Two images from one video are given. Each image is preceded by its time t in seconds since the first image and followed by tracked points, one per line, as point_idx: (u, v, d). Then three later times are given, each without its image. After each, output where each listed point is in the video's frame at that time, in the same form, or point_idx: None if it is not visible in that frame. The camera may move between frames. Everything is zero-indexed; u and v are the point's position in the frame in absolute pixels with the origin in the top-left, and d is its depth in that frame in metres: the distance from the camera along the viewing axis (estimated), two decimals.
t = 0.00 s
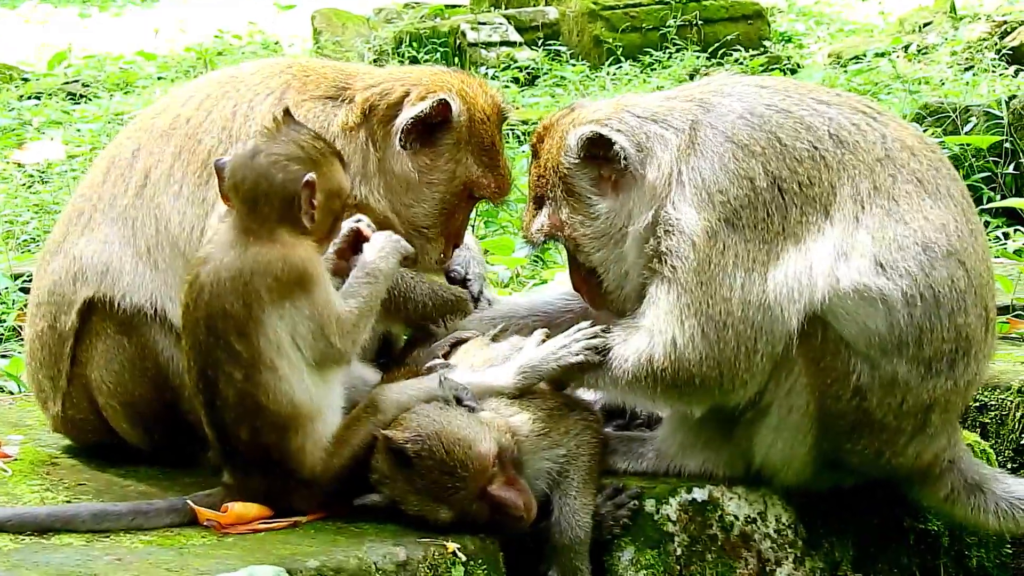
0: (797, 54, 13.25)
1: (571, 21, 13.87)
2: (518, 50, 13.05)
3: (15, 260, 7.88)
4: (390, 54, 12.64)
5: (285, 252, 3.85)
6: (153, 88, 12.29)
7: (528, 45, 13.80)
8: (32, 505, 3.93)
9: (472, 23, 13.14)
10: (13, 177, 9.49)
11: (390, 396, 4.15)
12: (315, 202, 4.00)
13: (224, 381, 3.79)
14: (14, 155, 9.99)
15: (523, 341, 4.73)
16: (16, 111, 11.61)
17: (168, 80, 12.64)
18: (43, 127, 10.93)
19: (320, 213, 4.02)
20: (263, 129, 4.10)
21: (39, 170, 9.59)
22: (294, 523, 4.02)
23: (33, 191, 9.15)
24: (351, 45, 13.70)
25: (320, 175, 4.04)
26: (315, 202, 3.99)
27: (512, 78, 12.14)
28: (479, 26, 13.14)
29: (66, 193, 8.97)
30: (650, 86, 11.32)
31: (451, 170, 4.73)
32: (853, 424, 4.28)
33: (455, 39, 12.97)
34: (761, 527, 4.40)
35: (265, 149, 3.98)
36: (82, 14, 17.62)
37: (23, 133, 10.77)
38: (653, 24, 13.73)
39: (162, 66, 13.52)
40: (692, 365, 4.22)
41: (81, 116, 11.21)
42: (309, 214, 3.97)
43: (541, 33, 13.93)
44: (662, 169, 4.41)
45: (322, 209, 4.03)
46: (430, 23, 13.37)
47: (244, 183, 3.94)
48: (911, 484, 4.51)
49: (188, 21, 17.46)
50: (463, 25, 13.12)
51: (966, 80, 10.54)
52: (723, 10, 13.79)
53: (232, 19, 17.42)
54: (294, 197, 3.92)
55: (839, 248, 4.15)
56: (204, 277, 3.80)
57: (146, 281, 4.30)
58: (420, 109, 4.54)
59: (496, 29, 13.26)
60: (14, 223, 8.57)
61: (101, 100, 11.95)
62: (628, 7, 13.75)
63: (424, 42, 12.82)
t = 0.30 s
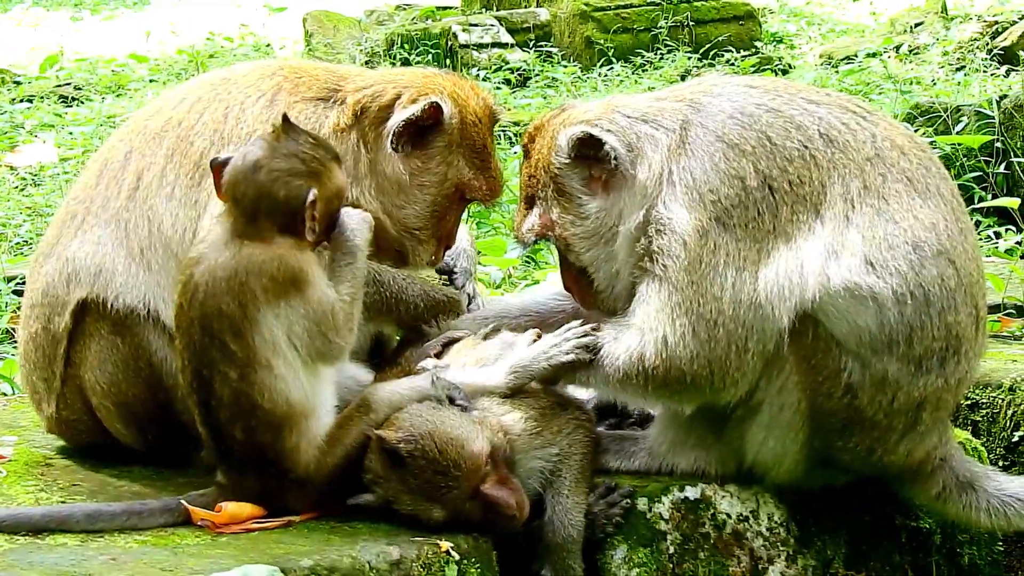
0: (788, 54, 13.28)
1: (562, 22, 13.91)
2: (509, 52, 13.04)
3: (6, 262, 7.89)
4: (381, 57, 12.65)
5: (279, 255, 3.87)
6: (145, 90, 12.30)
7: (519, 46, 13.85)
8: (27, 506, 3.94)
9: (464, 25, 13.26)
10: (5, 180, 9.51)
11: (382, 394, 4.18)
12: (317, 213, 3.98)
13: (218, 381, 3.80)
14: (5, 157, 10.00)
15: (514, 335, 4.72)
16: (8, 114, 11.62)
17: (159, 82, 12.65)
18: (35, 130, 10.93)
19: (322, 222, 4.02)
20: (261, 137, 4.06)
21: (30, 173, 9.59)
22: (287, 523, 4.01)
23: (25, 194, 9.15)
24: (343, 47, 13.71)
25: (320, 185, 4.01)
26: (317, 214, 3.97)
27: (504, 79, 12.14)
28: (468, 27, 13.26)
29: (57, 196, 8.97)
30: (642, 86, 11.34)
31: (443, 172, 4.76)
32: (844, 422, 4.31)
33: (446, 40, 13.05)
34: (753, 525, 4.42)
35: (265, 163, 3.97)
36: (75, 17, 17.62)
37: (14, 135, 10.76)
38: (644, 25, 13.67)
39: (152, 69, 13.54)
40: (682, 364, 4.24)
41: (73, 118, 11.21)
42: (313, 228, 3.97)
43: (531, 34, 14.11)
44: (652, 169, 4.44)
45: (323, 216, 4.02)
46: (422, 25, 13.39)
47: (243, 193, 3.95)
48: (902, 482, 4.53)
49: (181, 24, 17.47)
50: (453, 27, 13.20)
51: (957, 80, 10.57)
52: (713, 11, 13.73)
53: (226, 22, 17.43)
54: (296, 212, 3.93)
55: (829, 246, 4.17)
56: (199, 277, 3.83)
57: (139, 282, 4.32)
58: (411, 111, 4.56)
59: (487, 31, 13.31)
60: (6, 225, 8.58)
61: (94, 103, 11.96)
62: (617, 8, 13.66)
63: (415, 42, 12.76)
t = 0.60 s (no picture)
0: (782, 55, 13.31)
1: (555, 23, 13.93)
2: (503, 52, 13.22)
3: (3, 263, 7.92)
4: (376, 57, 12.67)
5: (279, 254, 3.91)
6: (142, 93, 12.35)
7: (514, 48, 13.89)
8: (29, 504, 3.97)
9: (457, 27, 13.20)
10: (2, 183, 9.56)
11: (383, 392, 4.20)
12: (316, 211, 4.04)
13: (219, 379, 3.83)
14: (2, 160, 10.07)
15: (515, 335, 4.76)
16: (4, 115, 11.67)
17: (157, 86, 12.70)
18: (32, 133, 10.98)
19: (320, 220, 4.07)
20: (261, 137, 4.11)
21: (28, 175, 9.62)
22: (288, 521, 4.02)
23: (22, 197, 9.19)
24: (336, 49, 13.75)
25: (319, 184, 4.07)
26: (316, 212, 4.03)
27: (499, 81, 12.17)
28: (462, 27, 13.23)
29: (55, 198, 9.00)
30: (639, 87, 11.36)
31: (440, 172, 4.80)
32: (843, 421, 4.30)
33: (441, 42, 13.08)
34: (752, 524, 4.43)
35: (265, 161, 4.02)
36: (70, 21, 17.69)
37: (12, 138, 10.81)
38: (637, 26, 13.76)
39: (150, 73, 13.59)
40: (665, 364, 4.29)
41: (70, 121, 11.26)
42: (311, 226, 4.02)
43: (525, 35, 14.14)
44: (646, 166, 4.48)
45: (322, 213, 4.08)
46: (417, 27, 13.44)
47: (242, 191, 4.00)
48: (901, 481, 4.54)
49: (180, 28, 17.54)
50: (448, 28, 13.14)
51: (953, 80, 10.60)
52: (708, 11, 13.81)
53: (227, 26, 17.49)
54: (295, 210, 3.97)
55: (823, 247, 4.18)
56: (200, 276, 3.86)
57: (139, 281, 4.35)
58: (408, 110, 4.60)
59: (482, 32, 13.35)
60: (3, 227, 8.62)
61: (91, 105, 12.00)
62: (608, 8, 13.68)
63: (409, 44, 12.78)
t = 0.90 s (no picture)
0: (795, 55, 13.31)
1: (568, 22, 13.97)
2: (515, 52, 13.07)
3: (17, 261, 7.93)
4: (388, 57, 12.72)
5: (294, 254, 3.91)
6: (153, 92, 12.36)
7: (526, 47, 13.89)
8: (44, 503, 3.96)
9: (470, 26, 13.28)
10: (15, 181, 9.57)
11: (399, 391, 4.18)
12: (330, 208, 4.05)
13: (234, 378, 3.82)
14: (15, 159, 10.09)
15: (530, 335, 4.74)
16: (18, 115, 11.69)
17: (168, 84, 12.70)
18: (44, 132, 10.99)
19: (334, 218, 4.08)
20: (275, 136, 4.12)
21: (40, 173, 9.62)
22: (303, 520, 4.01)
23: (34, 195, 9.20)
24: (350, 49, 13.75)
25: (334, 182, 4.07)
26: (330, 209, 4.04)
27: (510, 80, 12.14)
28: (476, 27, 13.29)
29: (67, 196, 8.99)
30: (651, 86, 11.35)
31: (455, 172, 4.78)
32: (859, 420, 4.29)
33: (452, 41, 13.06)
34: (767, 524, 4.43)
35: (278, 157, 4.02)
36: (82, 20, 17.70)
37: (24, 137, 10.83)
38: (649, 26, 13.75)
39: (160, 71, 13.60)
40: (689, 359, 4.27)
41: (82, 119, 11.27)
42: (325, 222, 4.02)
43: (537, 34, 14.10)
44: (663, 162, 4.46)
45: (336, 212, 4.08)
46: (428, 26, 13.44)
47: (256, 191, 4.00)
48: (916, 481, 4.53)
49: (189, 27, 17.55)
50: (460, 27, 13.22)
51: (965, 79, 10.58)
52: (721, 11, 13.82)
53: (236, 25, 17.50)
54: (308, 208, 3.98)
55: (841, 245, 4.17)
56: (213, 277, 3.85)
57: (153, 280, 4.34)
58: (422, 110, 4.60)
59: (494, 31, 13.34)
60: (16, 225, 8.62)
61: (102, 104, 12.01)
62: (626, 8, 13.74)
63: (421, 43, 12.79)
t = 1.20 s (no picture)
0: (804, 56, 13.32)
1: (577, 23, 14.00)
2: (525, 52, 13.13)
3: (26, 262, 7.92)
4: (398, 57, 12.75)
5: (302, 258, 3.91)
6: (161, 92, 12.35)
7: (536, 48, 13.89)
8: (51, 504, 3.95)
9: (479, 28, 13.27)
10: (25, 182, 9.57)
11: (407, 392, 4.21)
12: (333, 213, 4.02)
13: (241, 378, 3.81)
14: (25, 160, 10.09)
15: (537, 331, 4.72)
16: (27, 117, 11.69)
17: (175, 85, 12.70)
18: (53, 133, 10.99)
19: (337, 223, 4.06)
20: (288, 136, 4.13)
21: (50, 174, 9.60)
22: (311, 520, 3.99)
23: (44, 195, 9.20)
24: (360, 50, 13.75)
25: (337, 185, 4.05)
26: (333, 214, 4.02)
27: (521, 82, 12.10)
28: (485, 28, 13.29)
29: (77, 198, 8.98)
30: (661, 87, 11.36)
31: (464, 175, 4.76)
32: (866, 421, 4.30)
33: (463, 42, 13.03)
34: (774, 524, 4.42)
35: (286, 157, 4.02)
36: (90, 21, 17.69)
37: (32, 138, 10.82)
38: (660, 27, 13.71)
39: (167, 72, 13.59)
40: (693, 360, 4.27)
41: (91, 120, 11.26)
42: (327, 226, 4.00)
43: (547, 36, 14.11)
44: (671, 163, 4.47)
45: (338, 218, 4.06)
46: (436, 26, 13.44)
47: (262, 189, 4.00)
48: (923, 481, 4.53)
49: (195, 27, 17.54)
50: (471, 28, 13.16)
51: (973, 80, 10.59)
52: (730, 12, 13.83)
53: (241, 25, 17.49)
54: (310, 211, 3.97)
55: (848, 246, 4.17)
56: (221, 276, 3.85)
57: (161, 281, 4.34)
58: (431, 113, 4.58)
59: (504, 32, 13.34)
60: (25, 227, 8.62)
61: (110, 105, 12.01)
62: (636, 9, 13.77)
63: (432, 45, 12.82)
